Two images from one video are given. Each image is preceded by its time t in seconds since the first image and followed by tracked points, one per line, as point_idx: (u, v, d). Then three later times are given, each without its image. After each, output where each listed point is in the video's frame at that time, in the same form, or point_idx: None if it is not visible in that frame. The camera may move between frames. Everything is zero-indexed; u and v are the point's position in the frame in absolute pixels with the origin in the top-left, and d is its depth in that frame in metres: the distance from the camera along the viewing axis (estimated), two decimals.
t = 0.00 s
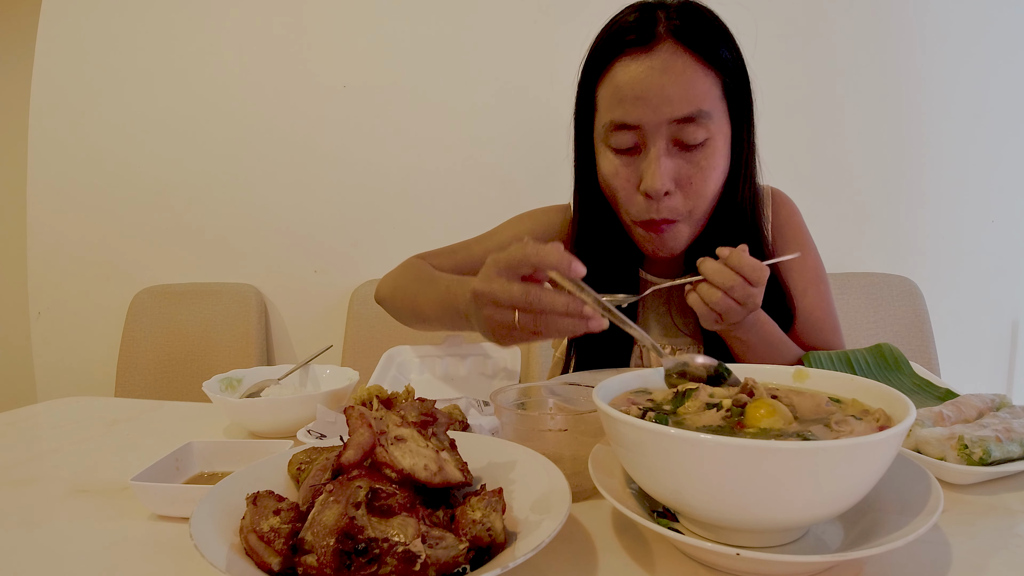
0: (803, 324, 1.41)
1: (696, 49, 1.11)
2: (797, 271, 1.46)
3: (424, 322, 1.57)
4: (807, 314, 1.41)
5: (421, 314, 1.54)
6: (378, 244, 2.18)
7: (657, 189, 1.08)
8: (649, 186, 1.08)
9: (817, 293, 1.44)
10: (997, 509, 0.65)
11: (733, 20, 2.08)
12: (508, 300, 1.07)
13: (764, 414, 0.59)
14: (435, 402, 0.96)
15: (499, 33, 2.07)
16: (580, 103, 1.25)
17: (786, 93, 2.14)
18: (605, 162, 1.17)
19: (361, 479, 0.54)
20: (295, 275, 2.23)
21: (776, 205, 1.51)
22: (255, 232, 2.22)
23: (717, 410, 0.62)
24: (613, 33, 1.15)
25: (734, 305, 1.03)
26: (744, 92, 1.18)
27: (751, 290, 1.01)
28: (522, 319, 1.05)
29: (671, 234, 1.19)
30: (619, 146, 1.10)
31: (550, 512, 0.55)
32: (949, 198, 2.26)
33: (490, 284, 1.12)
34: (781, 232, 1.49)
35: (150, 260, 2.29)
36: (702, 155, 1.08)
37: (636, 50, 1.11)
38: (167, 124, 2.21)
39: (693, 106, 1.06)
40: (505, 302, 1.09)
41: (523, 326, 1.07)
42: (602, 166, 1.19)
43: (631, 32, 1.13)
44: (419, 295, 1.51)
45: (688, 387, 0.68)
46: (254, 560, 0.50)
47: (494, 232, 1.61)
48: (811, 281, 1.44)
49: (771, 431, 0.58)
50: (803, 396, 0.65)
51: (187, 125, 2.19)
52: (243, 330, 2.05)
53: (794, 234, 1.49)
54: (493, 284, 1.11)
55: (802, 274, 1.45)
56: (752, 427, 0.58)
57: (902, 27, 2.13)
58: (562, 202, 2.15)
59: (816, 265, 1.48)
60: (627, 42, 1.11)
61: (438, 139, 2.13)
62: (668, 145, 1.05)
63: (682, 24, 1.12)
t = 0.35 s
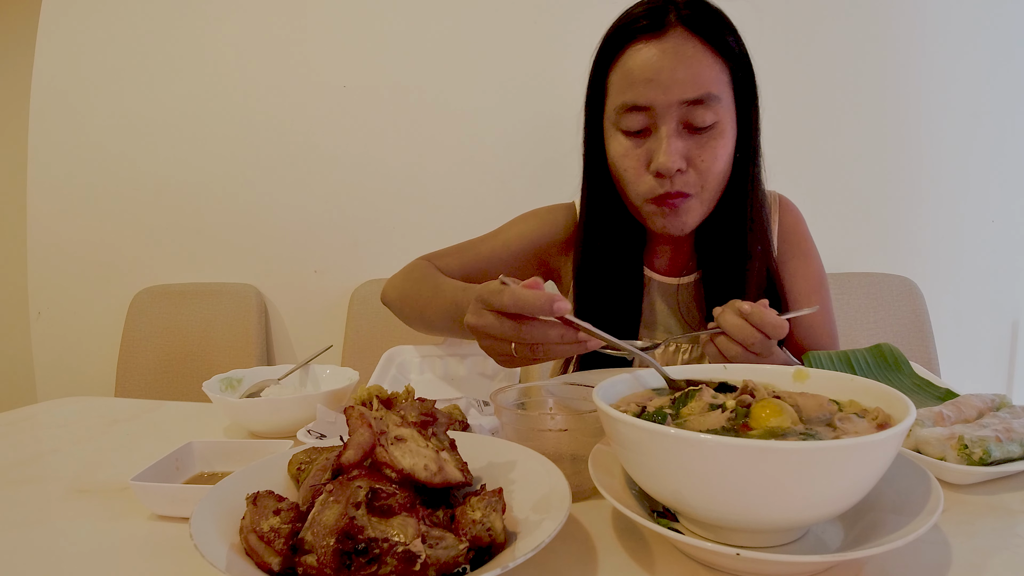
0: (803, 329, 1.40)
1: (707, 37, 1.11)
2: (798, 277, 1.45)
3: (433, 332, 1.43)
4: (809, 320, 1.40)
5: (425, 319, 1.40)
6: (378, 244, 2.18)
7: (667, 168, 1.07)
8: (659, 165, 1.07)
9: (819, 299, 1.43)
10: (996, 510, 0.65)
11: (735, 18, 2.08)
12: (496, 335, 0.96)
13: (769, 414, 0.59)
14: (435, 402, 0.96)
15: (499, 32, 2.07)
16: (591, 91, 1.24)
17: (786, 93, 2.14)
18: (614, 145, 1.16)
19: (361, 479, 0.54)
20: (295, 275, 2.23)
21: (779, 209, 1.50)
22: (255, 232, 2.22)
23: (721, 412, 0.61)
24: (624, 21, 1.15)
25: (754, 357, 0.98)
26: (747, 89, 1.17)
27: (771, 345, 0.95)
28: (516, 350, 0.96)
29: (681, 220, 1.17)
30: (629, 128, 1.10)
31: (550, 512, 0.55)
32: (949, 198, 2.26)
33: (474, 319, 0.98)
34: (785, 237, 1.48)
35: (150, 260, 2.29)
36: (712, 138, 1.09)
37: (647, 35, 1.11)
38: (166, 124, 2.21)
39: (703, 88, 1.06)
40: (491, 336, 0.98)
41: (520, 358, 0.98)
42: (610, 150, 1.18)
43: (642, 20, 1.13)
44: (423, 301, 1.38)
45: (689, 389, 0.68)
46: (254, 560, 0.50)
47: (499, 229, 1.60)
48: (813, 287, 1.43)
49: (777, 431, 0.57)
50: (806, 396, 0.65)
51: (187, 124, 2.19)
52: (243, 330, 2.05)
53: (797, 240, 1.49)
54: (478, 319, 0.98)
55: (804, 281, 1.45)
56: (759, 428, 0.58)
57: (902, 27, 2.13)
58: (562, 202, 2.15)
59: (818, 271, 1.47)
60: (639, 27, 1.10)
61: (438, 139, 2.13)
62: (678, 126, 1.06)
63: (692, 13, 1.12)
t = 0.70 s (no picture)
0: (806, 331, 1.40)
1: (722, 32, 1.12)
2: (802, 279, 1.45)
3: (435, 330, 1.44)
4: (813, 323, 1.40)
5: (429, 319, 1.40)
6: (378, 244, 2.18)
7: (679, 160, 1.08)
8: (672, 156, 1.07)
9: (822, 301, 1.43)
10: (996, 509, 0.65)
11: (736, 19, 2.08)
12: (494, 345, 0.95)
13: (768, 414, 0.59)
14: (435, 402, 0.96)
15: (499, 33, 2.07)
16: (605, 81, 1.24)
17: (786, 93, 2.14)
18: (626, 136, 1.16)
19: (361, 480, 0.54)
20: (295, 275, 2.23)
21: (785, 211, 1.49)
22: (255, 232, 2.22)
23: (721, 412, 0.61)
24: (639, 14, 1.15)
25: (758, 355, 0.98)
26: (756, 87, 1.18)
27: (775, 342, 0.95)
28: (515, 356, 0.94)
29: (691, 213, 1.17)
30: (643, 119, 1.10)
31: (550, 512, 0.55)
32: (949, 199, 2.26)
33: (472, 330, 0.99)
34: (790, 239, 1.48)
35: (149, 259, 2.29)
36: (724, 132, 1.09)
37: (663, 28, 1.11)
38: (166, 123, 2.21)
39: (718, 82, 1.06)
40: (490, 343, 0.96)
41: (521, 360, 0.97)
42: (622, 142, 1.19)
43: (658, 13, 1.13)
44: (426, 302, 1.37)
45: (689, 391, 0.68)
46: (254, 560, 0.50)
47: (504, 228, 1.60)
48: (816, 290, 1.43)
49: (775, 433, 0.57)
50: (805, 396, 0.65)
51: (186, 124, 2.19)
52: (242, 330, 2.05)
53: (801, 242, 1.48)
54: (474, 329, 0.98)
55: (808, 283, 1.45)
56: (758, 430, 0.58)
57: (902, 27, 2.13)
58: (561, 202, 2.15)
59: (822, 274, 1.47)
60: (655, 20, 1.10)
61: (438, 139, 2.13)
62: (692, 117, 1.06)
63: (708, 9, 1.12)
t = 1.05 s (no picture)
0: (805, 330, 1.40)
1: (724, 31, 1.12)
2: (801, 278, 1.45)
3: (429, 316, 1.47)
4: (813, 321, 1.40)
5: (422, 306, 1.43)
6: (378, 244, 2.18)
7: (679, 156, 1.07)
8: (673, 151, 1.07)
9: (820, 299, 1.43)
10: (996, 510, 0.65)
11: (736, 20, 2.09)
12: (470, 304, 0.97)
13: (768, 414, 0.59)
14: (436, 402, 0.96)
15: (499, 33, 2.07)
16: (608, 80, 1.24)
17: (786, 93, 2.14)
18: (627, 133, 1.16)
19: (361, 480, 0.54)
20: (295, 275, 2.23)
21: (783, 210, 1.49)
22: (255, 232, 2.22)
23: (721, 412, 0.61)
24: (642, 14, 1.16)
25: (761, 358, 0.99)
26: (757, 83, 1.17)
27: (779, 345, 0.96)
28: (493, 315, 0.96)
29: (691, 211, 1.17)
30: (644, 115, 1.10)
31: (550, 511, 0.55)
32: (949, 199, 2.26)
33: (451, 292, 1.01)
34: (788, 238, 1.48)
35: (150, 260, 2.29)
36: (725, 130, 1.09)
37: (666, 27, 1.12)
38: (167, 124, 2.21)
39: (719, 80, 1.07)
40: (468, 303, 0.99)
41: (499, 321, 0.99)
42: (623, 139, 1.19)
43: (661, 12, 1.13)
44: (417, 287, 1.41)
45: (690, 390, 0.69)
46: (253, 560, 0.50)
47: (506, 228, 1.61)
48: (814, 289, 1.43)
49: (775, 432, 0.57)
50: (806, 397, 0.66)
51: (187, 124, 2.19)
52: (243, 329, 2.05)
53: (800, 241, 1.48)
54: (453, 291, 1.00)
55: (807, 282, 1.45)
56: (758, 430, 0.58)
57: (902, 27, 2.13)
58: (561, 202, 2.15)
59: (821, 273, 1.47)
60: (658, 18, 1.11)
61: (438, 139, 2.14)
62: (693, 114, 1.06)
63: (711, 9, 1.12)
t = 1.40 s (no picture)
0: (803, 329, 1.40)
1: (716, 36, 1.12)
2: (797, 277, 1.45)
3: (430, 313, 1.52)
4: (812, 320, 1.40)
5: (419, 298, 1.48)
6: (378, 244, 2.19)
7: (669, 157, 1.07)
8: (662, 152, 1.07)
9: (818, 298, 1.43)
10: (996, 510, 0.65)
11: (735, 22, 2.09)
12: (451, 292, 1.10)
13: (768, 414, 0.59)
14: (435, 402, 0.96)
15: (499, 32, 2.07)
16: (604, 83, 1.25)
17: (787, 93, 2.14)
18: (620, 135, 1.16)
19: (361, 480, 0.55)
20: (295, 275, 2.23)
21: (779, 210, 1.50)
22: (256, 232, 2.22)
23: (721, 412, 0.61)
24: (637, 17, 1.16)
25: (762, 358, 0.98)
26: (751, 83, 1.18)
27: (779, 344, 0.96)
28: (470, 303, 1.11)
29: (681, 212, 1.16)
30: (636, 117, 1.10)
31: (550, 512, 0.55)
32: (949, 200, 2.26)
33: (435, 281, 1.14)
34: (784, 237, 1.48)
35: (149, 260, 2.29)
36: (715, 132, 1.09)
37: (659, 30, 1.12)
38: (167, 123, 2.21)
39: (709, 83, 1.07)
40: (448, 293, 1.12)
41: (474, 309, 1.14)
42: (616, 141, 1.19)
43: (655, 15, 1.14)
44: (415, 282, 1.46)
45: (690, 390, 0.69)
46: (254, 560, 0.50)
47: (508, 230, 1.63)
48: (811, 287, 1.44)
49: (775, 432, 0.57)
50: (806, 397, 0.65)
51: (187, 124, 2.19)
52: (243, 329, 2.05)
53: (797, 241, 1.48)
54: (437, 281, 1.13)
55: (804, 280, 1.45)
56: (758, 430, 0.58)
57: (902, 27, 2.13)
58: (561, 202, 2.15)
59: (817, 272, 1.48)
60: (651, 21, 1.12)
61: (438, 139, 2.14)
62: (683, 116, 1.07)
63: (703, 13, 1.12)
